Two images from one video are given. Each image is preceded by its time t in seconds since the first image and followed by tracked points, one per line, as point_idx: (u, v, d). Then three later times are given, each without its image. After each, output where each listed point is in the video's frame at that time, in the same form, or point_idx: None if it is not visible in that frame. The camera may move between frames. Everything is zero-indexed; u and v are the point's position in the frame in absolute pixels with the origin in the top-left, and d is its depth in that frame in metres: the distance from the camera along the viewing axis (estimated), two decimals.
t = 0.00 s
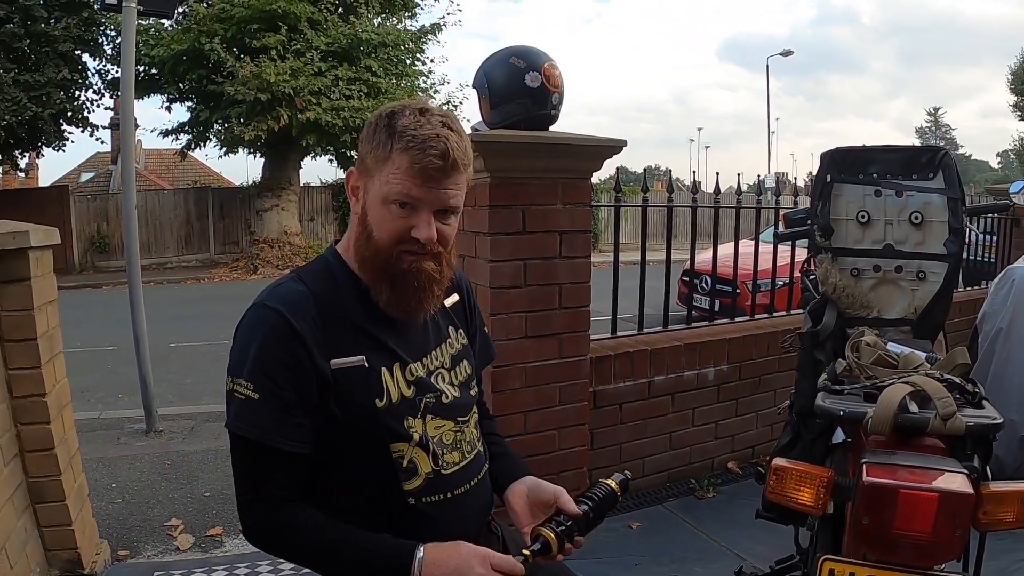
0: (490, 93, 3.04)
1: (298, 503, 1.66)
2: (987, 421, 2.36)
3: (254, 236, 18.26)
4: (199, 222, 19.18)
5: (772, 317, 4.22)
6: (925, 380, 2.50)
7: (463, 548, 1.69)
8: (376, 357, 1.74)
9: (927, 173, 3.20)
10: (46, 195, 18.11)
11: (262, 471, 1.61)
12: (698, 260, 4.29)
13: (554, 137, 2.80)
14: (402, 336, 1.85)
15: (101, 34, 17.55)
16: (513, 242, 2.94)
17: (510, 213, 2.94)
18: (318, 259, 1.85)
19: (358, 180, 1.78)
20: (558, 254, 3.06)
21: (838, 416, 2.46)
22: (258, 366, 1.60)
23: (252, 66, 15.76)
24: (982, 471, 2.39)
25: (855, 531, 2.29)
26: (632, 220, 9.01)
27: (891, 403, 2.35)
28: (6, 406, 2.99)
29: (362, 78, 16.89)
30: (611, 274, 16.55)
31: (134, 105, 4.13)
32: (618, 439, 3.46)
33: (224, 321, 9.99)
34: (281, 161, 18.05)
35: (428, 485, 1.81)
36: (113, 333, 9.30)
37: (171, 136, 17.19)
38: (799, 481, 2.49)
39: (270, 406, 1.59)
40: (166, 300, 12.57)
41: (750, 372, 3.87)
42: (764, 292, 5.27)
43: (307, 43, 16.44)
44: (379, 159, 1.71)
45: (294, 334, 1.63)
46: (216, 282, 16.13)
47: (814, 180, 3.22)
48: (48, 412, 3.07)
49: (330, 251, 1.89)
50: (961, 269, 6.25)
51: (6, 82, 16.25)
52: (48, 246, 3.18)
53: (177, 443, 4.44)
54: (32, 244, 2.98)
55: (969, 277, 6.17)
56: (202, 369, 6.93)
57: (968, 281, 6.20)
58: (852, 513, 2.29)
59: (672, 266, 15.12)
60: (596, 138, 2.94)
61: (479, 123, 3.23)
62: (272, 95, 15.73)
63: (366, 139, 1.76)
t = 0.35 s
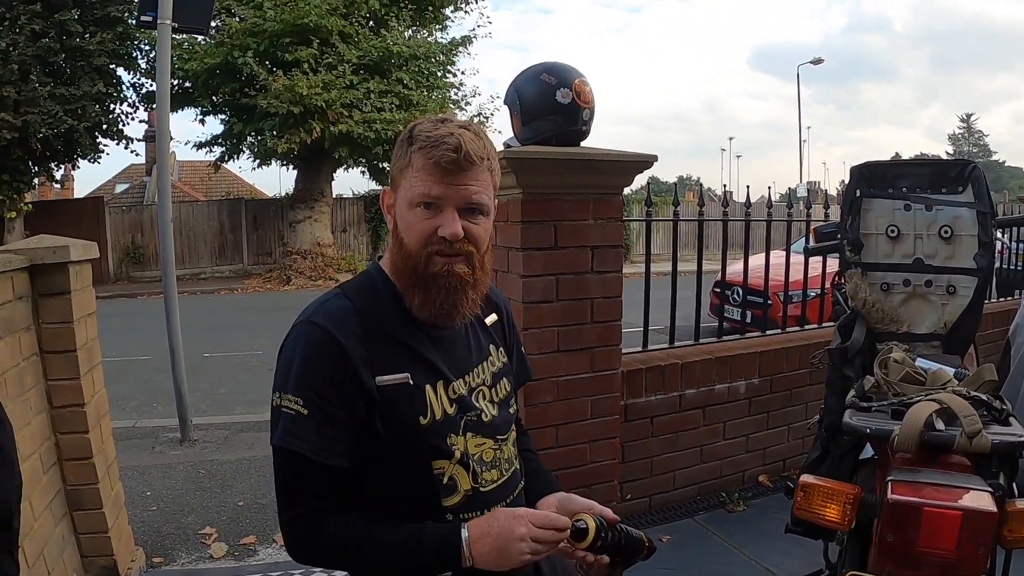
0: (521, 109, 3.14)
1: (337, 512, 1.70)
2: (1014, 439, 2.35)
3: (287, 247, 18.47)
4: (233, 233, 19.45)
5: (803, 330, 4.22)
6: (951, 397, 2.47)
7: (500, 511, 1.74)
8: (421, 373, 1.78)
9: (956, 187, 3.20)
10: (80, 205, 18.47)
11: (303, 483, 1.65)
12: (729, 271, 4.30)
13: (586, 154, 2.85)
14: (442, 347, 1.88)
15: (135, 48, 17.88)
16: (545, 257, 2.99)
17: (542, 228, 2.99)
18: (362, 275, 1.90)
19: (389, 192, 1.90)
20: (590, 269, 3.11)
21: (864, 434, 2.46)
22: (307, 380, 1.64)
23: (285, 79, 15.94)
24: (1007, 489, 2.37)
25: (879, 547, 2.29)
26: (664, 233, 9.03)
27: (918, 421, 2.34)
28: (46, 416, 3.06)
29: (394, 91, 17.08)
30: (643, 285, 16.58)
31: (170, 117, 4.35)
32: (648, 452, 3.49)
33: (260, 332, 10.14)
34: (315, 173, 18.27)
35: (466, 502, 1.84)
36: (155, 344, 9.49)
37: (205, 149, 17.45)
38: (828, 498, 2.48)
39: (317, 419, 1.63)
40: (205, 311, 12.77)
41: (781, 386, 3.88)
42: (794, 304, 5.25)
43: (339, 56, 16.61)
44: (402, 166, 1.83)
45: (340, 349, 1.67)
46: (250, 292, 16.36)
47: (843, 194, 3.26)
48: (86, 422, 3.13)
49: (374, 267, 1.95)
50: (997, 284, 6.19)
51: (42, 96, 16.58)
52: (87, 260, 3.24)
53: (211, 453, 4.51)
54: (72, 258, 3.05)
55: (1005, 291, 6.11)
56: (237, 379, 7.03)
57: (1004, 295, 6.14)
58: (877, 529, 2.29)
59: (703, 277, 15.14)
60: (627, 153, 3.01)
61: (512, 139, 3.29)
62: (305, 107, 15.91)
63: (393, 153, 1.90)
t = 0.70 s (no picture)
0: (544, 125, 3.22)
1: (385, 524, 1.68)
2: None
3: (308, 258, 18.58)
4: (254, 243, 19.56)
5: (825, 343, 4.21)
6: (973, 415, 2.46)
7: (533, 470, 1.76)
8: (454, 391, 1.80)
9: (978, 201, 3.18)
10: (102, 214, 18.67)
11: (351, 495, 1.63)
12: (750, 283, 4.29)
13: (610, 171, 2.88)
14: (473, 365, 1.90)
15: (157, 59, 18.05)
16: (567, 273, 3.02)
17: (566, 244, 3.02)
18: (393, 293, 1.93)
19: (418, 210, 1.93)
20: (611, 284, 3.13)
21: (886, 452, 2.45)
22: (347, 392, 1.66)
23: (307, 91, 16.03)
24: None
25: (899, 566, 2.29)
26: (687, 246, 9.02)
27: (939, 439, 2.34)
28: (71, 427, 3.09)
29: (414, 103, 17.17)
30: (666, 297, 16.55)
31: (192, 130, 4.41)
32: (669, 466, 3.49)
33: (284, 344, 10.21)
34: (335, 184, 18.37)
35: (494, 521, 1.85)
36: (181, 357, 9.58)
37: (225, 159, 17.58)
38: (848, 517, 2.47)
39: (361, 433, 1.64)
40: (230, 322, 12.88)
41: (803, 400, 3.87)
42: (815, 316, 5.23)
43: (360, 68, 16.70)
44: (430, 184, 1.86)
45: (377, 366, 1.70)
46: (271, 303, 16.48)
47: (865, 210, 3.26)
48: (111, 432, 3.16)
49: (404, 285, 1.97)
50: None
51: (66, 106, 16.81)
52: (112, 273, 3.28)
53: (234, 464, 4.55)
54: (98, 271, 3.09)
55: None
56: (259, 391, 7.07)
57: None
58: (897, 548, 2.29)
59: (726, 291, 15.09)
60: (648, 167, 3.03)
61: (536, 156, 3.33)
62: (326, 119, 16.02)
63: (421, 172, 1.93)
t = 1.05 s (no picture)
0: (549, 127, 3.24)
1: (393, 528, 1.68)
2: None
3: (313, 260, 18.61)
4: (259, 245, 19.59)
5: (830, 346, 4.21)
6: (979, 419, 2.45)
7: (572, 511, 1.78)
8: (462, 393, 1.81)
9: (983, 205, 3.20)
10: (108, 215, 18.72)
11: (359, 494, 1.63)
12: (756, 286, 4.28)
13: (616, 173, 2.88)
14: (480, 367, 1.90)
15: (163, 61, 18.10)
16: (573, 275, 3.02)
17: (571, 246, 3.02)
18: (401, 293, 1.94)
19: (427, 210, 1.94)
20: (616, 286, 3.13)
21: (891, 455, 2.44)
22: (356, 392, 1.66)
23: (312, 93, 16.03)
24: None
25: (904, 569, 2.29)
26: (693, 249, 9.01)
27: (944, 442, 2.34)
28: (76, 427, 3.10)
29: (420, 105, 17.20)
30: (672, 300, 16.52)
31: (198, 131, 4.42)
32: (673, 469, 3.49)
33: (290, 346, 10.22)
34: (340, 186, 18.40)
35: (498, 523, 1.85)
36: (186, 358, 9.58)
37: (231, 161, 17.62)
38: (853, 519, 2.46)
39: (374, 433, 1.64)
40: (236, 323, 12.90)
41: (808, 404, 3.87)
42: (821, 318, 5.21)
43: (366, 71, 16.73)
44: (440, 184, 1.87)
45: (388, 367, 1.70)
46: (276, 305, 16.50)
47: (871, 213, 3.27)
48: (116, 433, 3.17)
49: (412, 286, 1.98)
50: None
51: (73, 108, 16.86)
52: (117, 274, 3.29)
53: (239, 465, 4.55)
54: (104, 272, 3.10)
55: None
56: (264, 392, 7.07)
57: None
58: (903, 551, 2.28)
59: (731, 293, 15.07)
60: (654, 171, 3.04)
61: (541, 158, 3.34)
62: (332, 121, 16.04)
63: (431, 173, 1.94)
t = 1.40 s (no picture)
0: (549, 127, 3.25)
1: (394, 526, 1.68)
2: None
3: (310, 257, 18.58)
4: (256, 242, 19.56)
5: (827, 347, 4.21)
6: (978, 421, 2.45)
7: (582, 561, 1.75)
8: (467, 393, 1.81)
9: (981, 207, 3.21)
10: (105, 211, 18.69)
11: (359, 491, 1.64)
12: (754, 286, 4.28)
13: (615, 173, 2.88)
14: (486, 368, 1.90)
15: (162, 57, 18.06)
16: (571, 275, 3.02)
17: (570, 246, 3.02)
18: (408, 291, 1.93)
19: (438, 208, 1.94)
20: (615, 286, 3.13)
21: (889, 456, 2.44)
22: (361, 391, 1.66)
23: (311, 91, 16.00)
24: None
25: (902, 570, 2.29)
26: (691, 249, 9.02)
27: (942, 443, 2.35)
28: (73, 424, 3.09)
29: (419, 103, 17.21)
30: (670, 300, 16.54)
31: (196, 128, 4.41)
32: (670, 469, 3.49)
33: (286, 344, 10.22)
34: (337, 183, 18.37)
35: (499, 523, 1.85)
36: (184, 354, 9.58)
37: (229, 158, 17.60)
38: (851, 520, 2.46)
39: (378, 433, 1.64)
40: (234, 320, 12.90)
41: (805, 404, 3.87)
42: (819, 319, 5.22)
43: (365, 68, 16.72)
44: (452, 181, 1.87)
45: (394, 367, 1.70)
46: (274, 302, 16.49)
47: (869, 214, 3.26)
48: (113, 430, 3.16)
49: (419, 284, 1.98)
50: None
51: (70, 103, 16.83)
52: (116, 270, 3.28)
53: (235, 462, 4.54)
54: (102, 268, 3.09)
55: None
56: (261, 389, 7.07)
57: None
58: (901, 552, 2.29)
59: (729, 293, 15.09)
60: (654, 171, 3.04)
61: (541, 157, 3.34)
62: (330, 118, 16.02)
63: (443, 170, 1.94)
